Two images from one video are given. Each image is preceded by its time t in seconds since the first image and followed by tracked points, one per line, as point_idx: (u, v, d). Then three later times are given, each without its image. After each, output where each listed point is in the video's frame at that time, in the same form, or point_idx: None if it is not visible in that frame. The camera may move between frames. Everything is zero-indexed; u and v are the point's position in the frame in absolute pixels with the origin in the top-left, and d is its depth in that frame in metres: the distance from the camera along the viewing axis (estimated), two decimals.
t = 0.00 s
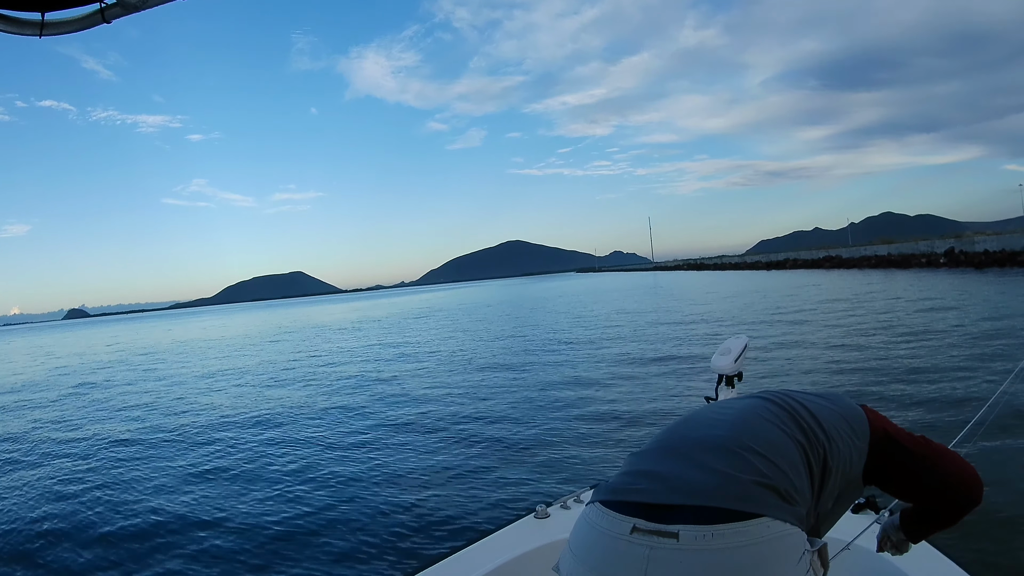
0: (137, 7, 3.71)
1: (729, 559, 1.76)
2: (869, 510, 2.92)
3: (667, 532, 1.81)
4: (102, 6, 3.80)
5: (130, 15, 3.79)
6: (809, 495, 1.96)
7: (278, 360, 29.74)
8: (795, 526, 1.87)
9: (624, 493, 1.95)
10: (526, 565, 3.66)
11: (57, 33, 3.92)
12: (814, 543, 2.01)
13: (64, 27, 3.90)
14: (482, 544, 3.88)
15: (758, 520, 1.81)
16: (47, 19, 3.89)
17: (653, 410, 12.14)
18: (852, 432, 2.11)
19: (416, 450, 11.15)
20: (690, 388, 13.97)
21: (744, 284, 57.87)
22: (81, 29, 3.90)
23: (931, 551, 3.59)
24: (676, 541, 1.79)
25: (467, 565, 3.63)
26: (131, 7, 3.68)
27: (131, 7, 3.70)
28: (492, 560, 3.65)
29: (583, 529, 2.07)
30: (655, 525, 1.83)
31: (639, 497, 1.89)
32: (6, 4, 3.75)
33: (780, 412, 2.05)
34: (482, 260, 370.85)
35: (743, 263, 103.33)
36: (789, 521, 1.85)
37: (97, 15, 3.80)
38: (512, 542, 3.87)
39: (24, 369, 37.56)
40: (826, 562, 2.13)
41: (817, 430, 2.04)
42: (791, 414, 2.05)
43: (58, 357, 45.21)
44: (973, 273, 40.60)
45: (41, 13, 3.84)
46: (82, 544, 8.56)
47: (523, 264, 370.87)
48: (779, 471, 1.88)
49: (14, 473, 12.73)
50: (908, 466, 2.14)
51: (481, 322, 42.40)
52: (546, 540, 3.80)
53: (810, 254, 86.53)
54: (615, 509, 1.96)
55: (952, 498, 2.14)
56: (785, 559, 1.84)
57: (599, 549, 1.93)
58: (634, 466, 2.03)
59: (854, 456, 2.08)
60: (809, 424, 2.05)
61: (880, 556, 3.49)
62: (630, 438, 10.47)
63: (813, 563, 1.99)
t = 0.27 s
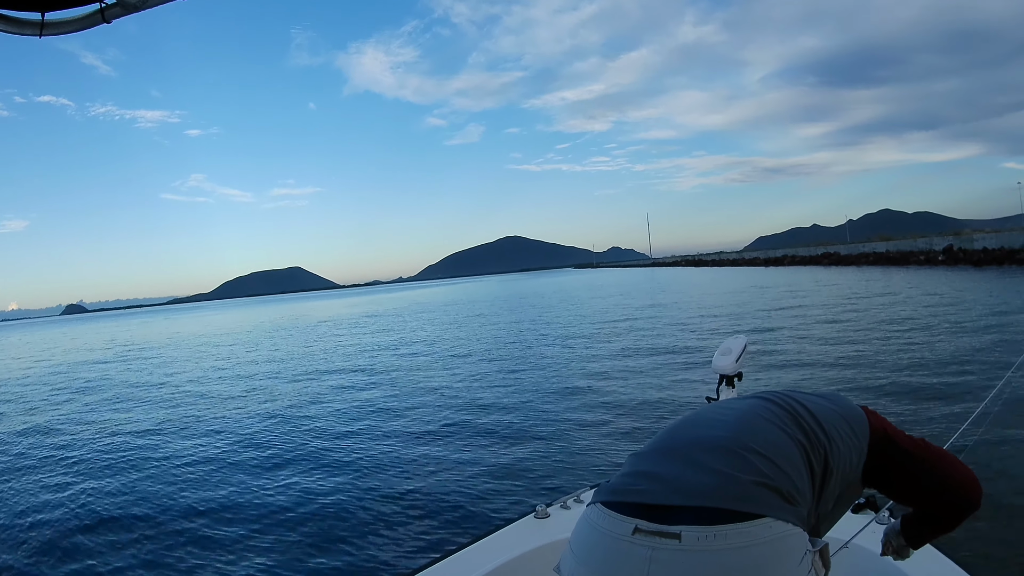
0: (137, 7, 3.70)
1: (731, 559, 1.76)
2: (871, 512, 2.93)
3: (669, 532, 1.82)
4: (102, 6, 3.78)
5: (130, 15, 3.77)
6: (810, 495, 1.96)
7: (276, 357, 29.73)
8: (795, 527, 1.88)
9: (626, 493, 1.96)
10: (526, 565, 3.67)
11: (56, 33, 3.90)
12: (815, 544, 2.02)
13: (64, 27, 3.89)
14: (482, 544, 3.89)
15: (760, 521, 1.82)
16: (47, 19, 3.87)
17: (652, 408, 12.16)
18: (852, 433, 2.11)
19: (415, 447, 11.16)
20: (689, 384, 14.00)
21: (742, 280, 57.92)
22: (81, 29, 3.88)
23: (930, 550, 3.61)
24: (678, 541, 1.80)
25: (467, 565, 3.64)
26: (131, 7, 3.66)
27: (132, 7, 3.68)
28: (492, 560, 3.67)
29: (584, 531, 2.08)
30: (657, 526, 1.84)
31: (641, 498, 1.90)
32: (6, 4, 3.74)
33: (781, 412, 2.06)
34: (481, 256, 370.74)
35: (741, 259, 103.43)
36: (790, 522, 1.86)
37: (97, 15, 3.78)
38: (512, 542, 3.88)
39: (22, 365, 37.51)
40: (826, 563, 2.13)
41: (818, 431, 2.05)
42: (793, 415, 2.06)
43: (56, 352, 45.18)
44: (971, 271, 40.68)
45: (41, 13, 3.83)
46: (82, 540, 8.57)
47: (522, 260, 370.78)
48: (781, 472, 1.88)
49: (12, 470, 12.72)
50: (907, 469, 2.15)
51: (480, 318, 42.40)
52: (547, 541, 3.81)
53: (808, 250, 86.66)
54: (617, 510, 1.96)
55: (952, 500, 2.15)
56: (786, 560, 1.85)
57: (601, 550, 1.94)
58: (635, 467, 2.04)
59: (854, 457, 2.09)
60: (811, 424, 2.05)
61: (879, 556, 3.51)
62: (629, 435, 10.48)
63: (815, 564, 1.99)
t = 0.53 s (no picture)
0: (137, 7, 3.69)
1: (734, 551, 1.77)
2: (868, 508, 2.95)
3: (671, 524, 1.83)
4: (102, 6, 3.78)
5: (130, 15, 3.77)
6: (810, 489, 1.97)
7: (274, 353, 29.72)
8: (796, 520, 1.89)
9: (628, 486, 1.97)
10: (527, 564, 3.69)
11: (56, 33, 3.90)
12: (815, 537, 2.04)
13: (64, 27, 3.88)
14: (482, 544, 3.90)
15: (761, 513, 1.83)
16: (46, 19, 3.86)
17: (650, 407, 12.18)
18: (850, 428, 2.13)
19: (413, 445, 11.17)
20: (688, 384, 14.03)
21: (740, 280, 58.00)
22: (81, 29, 3.87)
23: (930, 550, 3.62)
24: (680, 532, 1.81)
25: (468, 565, 3.66)
26: (131, 7, 3.66)
27: (132, 7, 3.68)
28: (492, 560, 3.68)
29: (586, 523, 2.09)
30: (658, 518, 1.85)
31: (643, 491, 1.91)
32: (6, 4, 3.73)
33: (780, 406, 2.06)
34: (479, 254, 370.65)
35: (740, 258, 103.57)
36: (791, 514, 1.86)
37: (97, 15, 3.77)
38: (512, 541, 3.89)
39: (19, 361, 37.42)
40: (825, 557, 2.15)
41: (817, 425, 2.06)
42: (792, 408, 2.07)
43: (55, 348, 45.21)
44: (969, 272, 40.79)
45: (41, 13, 3.82)
46: (80, 536, 8.57)
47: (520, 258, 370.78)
48: (781, 466, 1.89)
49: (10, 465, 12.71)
50: (904, 464, 2.17)
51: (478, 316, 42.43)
52: (547, 540, 3.83)
53: (806, 250, 86.81)
54: (618, 503, 1.98)
55: (951, 495, 2.16)
56: (786, 552, 1.86)
57: (604, 541, 1.95)
58: (637, 460, 2.05)
59: (853, 451, 2.10)
60: (810, 419, 2.06)
61: (877, 554, 3.53)
62: (627, 434, 10.50)
63: (814, 557, 2.01)
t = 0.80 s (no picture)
0: (137, 7, 3.69)
1: (732, 542, 1.78)
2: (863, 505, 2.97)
3: (670, 514, 1.84)
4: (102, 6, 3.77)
5: (130, 15, 3.77)
6: (807, 482, 1.98)
7: (271, 352, 29.67)
8: (792, 511, 1.90)
9: (627, 479, 1.97)
10: (527, 563, 3.69)
11: (57, 33, 3.89)
12: (812, 530, 2.05)
13: (64, 27, 3.87)
14: (482, 544, 3.90)
15: (758, 504, 1.83)
16: (47, 19, 3.85)
17: (648, 408, 12.20)
18: (844, 423, 2.14)
19: (411, 444, 11.16)
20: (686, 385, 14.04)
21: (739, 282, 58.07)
22: (81, 29, 3.87)
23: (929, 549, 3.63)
24: (679, 523, 1.82)
25: (468, 564, 3.66)
26: (131, 7, 3.66)
27: (132, 7, 3.67)
28: (493, 559, 3.68)
29: (585, 517, 2.09)
30: (658, 509, 1.86)
31: (642, 483, 1.91)
32: (6, 4, 3.73)
33: (776, 400, 2.08)
34: (477, 254, 370.61)
35: (738, 260, 103.68)
36: (788, 505, 1.87)
37: (97, 15, 3.77)
38: (512, 541, 3.90)
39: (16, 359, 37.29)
40: (823, 550, 2.16)
41: (812, 419, 2.08)
42: (788, 402, 2.08)
43: (52, 346, 45.09)
44: (967, 275, 40.87)
45: (41, 13, 3.82)
46: (77, 534, 8.55)
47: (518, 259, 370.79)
48: (778, 458, 1.91)
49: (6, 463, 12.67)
50: (898, 460, 2.17)
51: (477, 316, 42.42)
52: (548, 540, 3.83)
53: (804, 253, 86.95)
54: (617, 495, 1.98)
55: (946, 491, 2.16)
56: (783, 544, 1.87)
57: (603, 533, 1.95)
58: (636, 454, 2.05)
59: (846, 446, 2.11)
60: (806, 414, 2.08)
61: (877, 554, 3.54)
62: (626, 435, 10.51)
63: (811, 549, 2.02)
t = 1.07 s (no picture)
0: (137, 7, 3.69)
1: (726, 538, 1.78)
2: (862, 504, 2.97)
3: (664, 512, 1.84)
4: (102, 6, 3.77)
5: (130, 15, 3.77)
6: (801, 479, 1.98)
7: (269, 354, 29.61)
8: (787, 509, 1.90)
9: (622, 476, 1.97)
10: (528, 563, 3.69)
11: (57, 33, 3.89)
12: (807, 528, 2.05)
13: (64, 27, 3.87)
14: (483, 544, 3.89)
15: (752, 501, 1.83)
16: (47, 19, 3.85)
17: (647, 410, 12.18)
18: (838, 421, 2.15)
19: (409, 445, 11.13)
20: (685, 388, 14.05)
21: (737, 285, 58.08)
22: (81, 29, 3.87)
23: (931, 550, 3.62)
24: (673, 520, 1.82)
25: (467, 565, 3.66)
26: (131, 7, 3.65)
27: (132, 7, 3.67)
28: (492, 559, 3.68)
29: (580, 515, 2.09)
30: (651, 506, 1.86)
31: (637, 481, 1.91)
32: (6, 5, 3.73)
33: (770, 398, 2.08)
34: (476, 257, 370.66)
35: (736, 264, 103.81)
36: (782, 503, 1.87)
37: (97, 15, 3.77)
38: (512, 541, 3.89)
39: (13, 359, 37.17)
40: (817, 549, 2.15)
41: (806, 416, 2.08)
42: (781, 401, 2.08)
43: (49, 346, 44.95)
44: (966, 280, 40.94)
45: (41, 14, 3.82)
46: (74, 534, 8.51)
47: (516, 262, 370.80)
48: (772, 456, 1.90)
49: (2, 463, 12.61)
50: (893, 459, 2.17)
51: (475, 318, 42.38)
52: (548, 540, 3.82)
53: (803, 257, 87.07)
54: (613, 493, 1.97)
55: (943, 488, 2.15)
56: (777, 542, 1.86)
57: (599, 532, 1.95)
58: (632, 452, 2.05)
59: (840, 444, 2.11)
60: (801, 412, 2.08)
61: (878, 555, 3.52)
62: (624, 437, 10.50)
63: (807, 546, 2.01)
